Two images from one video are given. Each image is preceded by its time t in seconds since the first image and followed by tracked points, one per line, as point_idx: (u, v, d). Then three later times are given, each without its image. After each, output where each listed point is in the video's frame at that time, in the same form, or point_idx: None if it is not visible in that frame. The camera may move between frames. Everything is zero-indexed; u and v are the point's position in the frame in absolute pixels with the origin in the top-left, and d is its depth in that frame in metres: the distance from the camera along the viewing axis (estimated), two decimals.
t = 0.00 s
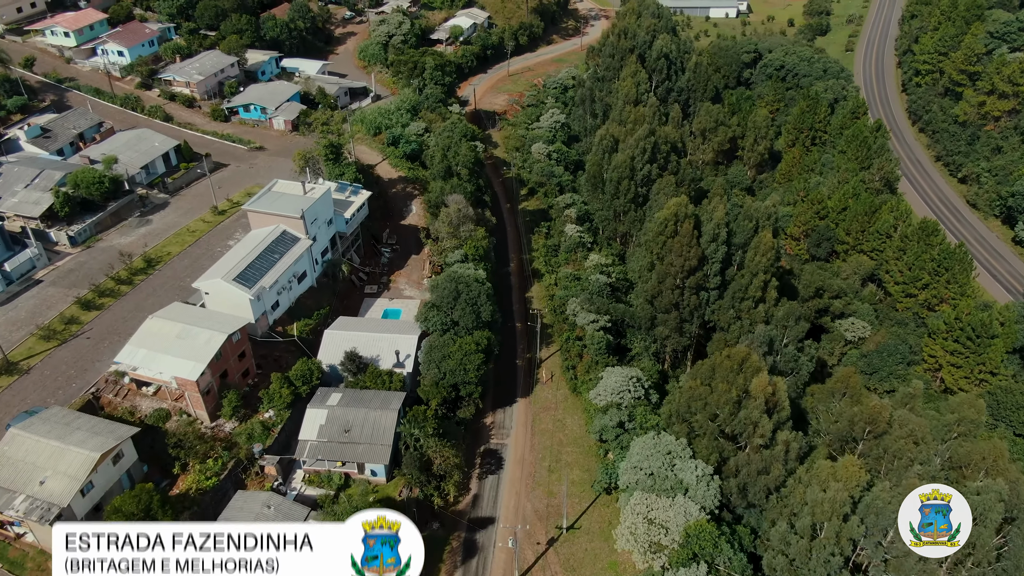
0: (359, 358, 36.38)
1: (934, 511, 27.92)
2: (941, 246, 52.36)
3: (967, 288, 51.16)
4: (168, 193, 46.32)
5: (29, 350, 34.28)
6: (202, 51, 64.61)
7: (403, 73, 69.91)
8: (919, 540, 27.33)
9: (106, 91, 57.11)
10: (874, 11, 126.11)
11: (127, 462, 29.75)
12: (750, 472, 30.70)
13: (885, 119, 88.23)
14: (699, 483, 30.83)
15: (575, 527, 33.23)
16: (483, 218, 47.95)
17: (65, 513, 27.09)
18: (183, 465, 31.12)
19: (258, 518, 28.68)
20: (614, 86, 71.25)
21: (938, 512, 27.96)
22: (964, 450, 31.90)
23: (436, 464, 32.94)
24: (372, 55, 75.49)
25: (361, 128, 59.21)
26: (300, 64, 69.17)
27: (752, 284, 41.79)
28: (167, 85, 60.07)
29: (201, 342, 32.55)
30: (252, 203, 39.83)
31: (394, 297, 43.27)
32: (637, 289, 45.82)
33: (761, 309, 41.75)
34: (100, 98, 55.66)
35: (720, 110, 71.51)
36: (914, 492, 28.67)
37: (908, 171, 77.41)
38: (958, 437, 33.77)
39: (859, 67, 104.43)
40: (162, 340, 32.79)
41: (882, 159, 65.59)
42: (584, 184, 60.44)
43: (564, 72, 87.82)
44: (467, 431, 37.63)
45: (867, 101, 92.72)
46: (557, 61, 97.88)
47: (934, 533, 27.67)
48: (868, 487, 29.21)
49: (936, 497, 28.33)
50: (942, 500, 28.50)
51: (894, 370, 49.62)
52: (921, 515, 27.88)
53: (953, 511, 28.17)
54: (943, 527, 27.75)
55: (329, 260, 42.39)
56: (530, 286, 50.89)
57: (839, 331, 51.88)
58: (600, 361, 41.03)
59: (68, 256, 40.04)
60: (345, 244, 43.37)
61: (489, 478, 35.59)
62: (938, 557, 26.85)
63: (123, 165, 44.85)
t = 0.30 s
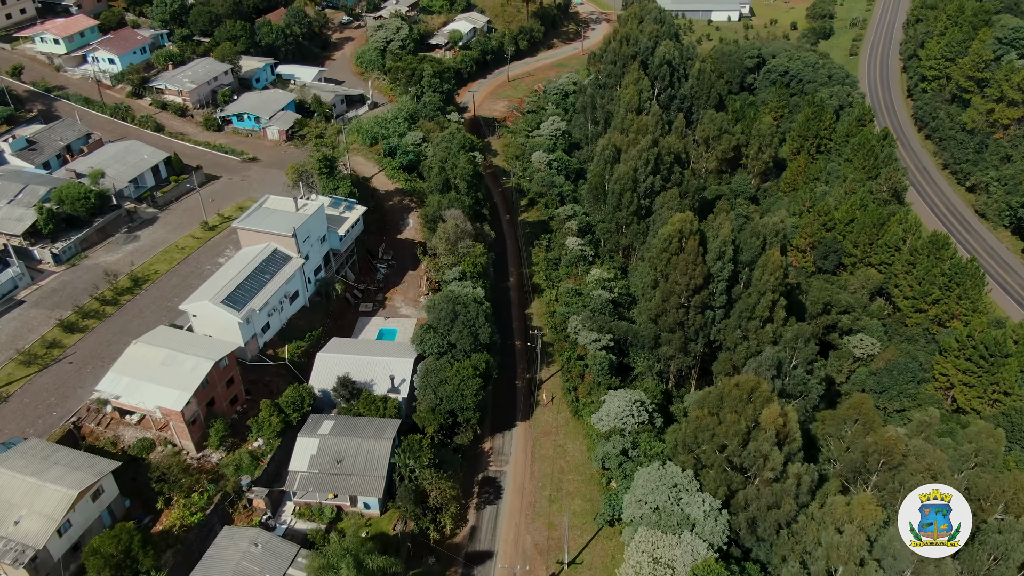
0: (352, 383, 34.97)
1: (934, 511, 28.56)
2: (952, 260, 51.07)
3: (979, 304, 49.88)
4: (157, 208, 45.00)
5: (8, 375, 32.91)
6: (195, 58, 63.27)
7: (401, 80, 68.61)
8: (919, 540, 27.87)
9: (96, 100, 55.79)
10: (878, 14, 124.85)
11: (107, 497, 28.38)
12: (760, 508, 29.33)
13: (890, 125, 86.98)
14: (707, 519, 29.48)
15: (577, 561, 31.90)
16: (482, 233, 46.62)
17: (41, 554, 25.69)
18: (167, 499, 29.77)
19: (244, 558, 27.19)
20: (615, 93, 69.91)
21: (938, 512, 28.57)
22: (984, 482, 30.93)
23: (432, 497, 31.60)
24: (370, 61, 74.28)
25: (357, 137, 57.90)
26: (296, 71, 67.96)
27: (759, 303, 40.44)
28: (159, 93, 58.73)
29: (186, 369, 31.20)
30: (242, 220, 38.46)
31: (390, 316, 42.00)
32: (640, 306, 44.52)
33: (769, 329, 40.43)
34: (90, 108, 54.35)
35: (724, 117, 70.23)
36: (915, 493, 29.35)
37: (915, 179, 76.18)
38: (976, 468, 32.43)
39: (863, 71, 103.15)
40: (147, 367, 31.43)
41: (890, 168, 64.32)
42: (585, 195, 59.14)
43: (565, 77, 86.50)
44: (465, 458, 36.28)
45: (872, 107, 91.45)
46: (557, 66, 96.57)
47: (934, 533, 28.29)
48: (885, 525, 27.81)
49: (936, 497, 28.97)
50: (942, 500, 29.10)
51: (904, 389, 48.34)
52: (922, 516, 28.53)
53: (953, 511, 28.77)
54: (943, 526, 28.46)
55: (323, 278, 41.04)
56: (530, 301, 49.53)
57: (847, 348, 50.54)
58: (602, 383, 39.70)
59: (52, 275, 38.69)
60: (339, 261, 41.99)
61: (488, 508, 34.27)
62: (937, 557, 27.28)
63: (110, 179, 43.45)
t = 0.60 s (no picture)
0: (345, 411, 33.55)
1: (934, 511, 29.86)
2: (964, 275, 49.71)
3: (992, 321, 48.52)
4: (146, 223, 43.64)
5: None
6: (188, 65, 61.87)
7: (399, 87, 67.28)
8: (919, 540, 29.44)
9: (85, 110, 54.49)
10: (882, 18, 123.49)
11: (86, 537, 26.97)
12: (772, 547, 27.93)
13: (896, 132, 85.61)
14: (716, 558, 28.09)
15: None
16: (481, 248, 45.28)
17: None
18: (150, 538, 28.37)
19: None
20: (617, 101, 68.58)
21: (938, 512, 29.85)
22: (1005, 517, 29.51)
23: (428, 533, 30.22)
24: (367, 67, 72.98)
25: (353, 148, 56.53)
26: (292, 78, 66.70)
27: (768, 324, 39.09)
28: (150, 102, 57.38)
29: (171, 400, 29.78)
30: (231, 238, 37.02)
31: (385, 336, 40.67)
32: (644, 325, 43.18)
33: (778, 351, 39.07)
34: (79, 119, 53.06)
35: (728, 126, 68.93)
36: (915, 492, 30.58)
37: (922, 187, 74.86)
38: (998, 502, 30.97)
39: (867, 76, 101.75)
40: (129, 397, 30.03)
41: (898, 179, 62.96)
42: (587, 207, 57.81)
43: (566, 83, 85.17)
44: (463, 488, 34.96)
45: (877, 113, 90.06)
46: (558, 71, 95.24)
47: (934, 533, 29.62)
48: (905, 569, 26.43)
49: (936, 497, 30.22)
50: (943, 500, 30.38)
51: (915, 409, 46.99)
52: (921, 516, 29.97)
53: (952, 510, 30.07)
54: (943, 526, 29.73)
55: (316, 297, 39.62)
56: (530, 318, 48.15)
57: (856, 365, 49.21)
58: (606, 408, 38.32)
59: (35, 295, 37.35)
60: (333, 279, 40.58)
61: (486, 541, 32.99)
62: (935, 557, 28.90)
63: (96, 194, 42.12)
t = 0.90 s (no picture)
0: (338, 442, 32.13)
1: (934, 511, 30.39)
2: (977, 291, 48.33)
3: (1007, 339, 47.13)
4: (134, 239, 42.29)
5: None
6: (180, 74, 60.44)
7: (396, 95, 65.94)
8: (919, 540, 29.82)
9: (74, 120, 53.16)
10: (885, 21, 122.15)
11: None
12: None
13: (903, 139, 84.32)
14: None
15: None
16: (479, 265, 43.93)
17: None
18: None
19: None
20: (619, 109, 67.22)
21: (938, 512, 30.42)
22: None
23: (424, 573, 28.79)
24: (364, 74, 71.60)
25: (349, 159, 55.16)
26: (287, 85, 65.33)
27: (777, 346, 37.73)
28: (141, 112, 56.02)
29: (154, 433, 28.40)
30: (219, 259, 35.61)
31: (380, 358, 39.30)
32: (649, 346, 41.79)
33: (788, 374, 37.64)
34: (68, 129, 51.76)
35: (733, 134, 67.58)
36: (916, 492, 31.11)
37: (930, 196, 73.64)
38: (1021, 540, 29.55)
39: (872, 81, 100.47)
40: (111, 430, 28.65)
41: (907, 190, 61.59)
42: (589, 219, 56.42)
43: (566, 89, 83.78)
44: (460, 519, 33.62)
45: (883, 119, 88.76)
46: (559, 76, 93.80)
47: (934, 533, 30.11)
48: None
49: (936, 497, 30.79)
50: (943, 500, 30.98)
51: (927, 431, 45.63)
52: (922, 516, 30.41)
53: (952, 511, 30.64)
54: (943, 526, 30.30)
55: (308, 318, 38.24)
56: (531, 336, 46.75)
57: (866, 385, 48.03)
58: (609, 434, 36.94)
59: (16, 317, 36.00)
60: (326, 299, 39.18)
61: None
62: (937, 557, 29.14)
63: (82, 211, 40.78)
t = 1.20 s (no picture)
0: (329, 475, 30.70)
1: (933, 511, 30.70)
2: (990, 309, 46.95)
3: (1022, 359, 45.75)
4: (120, 257, 40.94)
5: None
6: (173, 82, 59.08)
7: (393, 103, 64.56)
8: (919, 540, 30.00)
9: (63, 132, 51.88)
10: (889, 25, 120.86)
11: None
12: None
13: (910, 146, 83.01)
14: None
15: None
16: (478, 283, 42.56)
17: None
18: None
19: None
20: (622, 118, 65.87)
21: (938, 512, 30.71)
22: None
23: None
24: (362, 81, 70.24)
25: (345, 171, 53.78)
26: (283, 93, 63.98)
27: (787, 372, 36.33)
28: (132, 122, 54.65)
29: (135, 470, 27.01)
30: (207, 281, 34.25)
31: (375, 382, 37.94)
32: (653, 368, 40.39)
33: (798, 400, 36.31)
34: (57, 141, 50.46)
35: (737, 143, 66.26)
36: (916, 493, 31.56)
37: (939, 206, 72.38)
38: None
39: (878, 86, 99.10)
40: (90, 467, 27.28)
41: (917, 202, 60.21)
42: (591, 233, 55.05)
43: (567, 95, 82.42)
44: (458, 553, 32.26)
45: (889, 125, 87.43)
46: (559, 82, 92.44)
47: (934, 533, 30.22)
48: None
49: (936, 498, 31.18)
50: (943, 502, 31.44)
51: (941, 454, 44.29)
52: (921, 516, 30.77)
53: (953, 513, 30.93)
54: (943, 526, 30.49)
55: (300, 342, 36.84)
56: (531, 355, 45.41)
57: (876, 405, 46.45)
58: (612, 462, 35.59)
59: None
60: (319, 321, 37.79)
61: None
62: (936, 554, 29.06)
63: (67, 228, 39.43)
